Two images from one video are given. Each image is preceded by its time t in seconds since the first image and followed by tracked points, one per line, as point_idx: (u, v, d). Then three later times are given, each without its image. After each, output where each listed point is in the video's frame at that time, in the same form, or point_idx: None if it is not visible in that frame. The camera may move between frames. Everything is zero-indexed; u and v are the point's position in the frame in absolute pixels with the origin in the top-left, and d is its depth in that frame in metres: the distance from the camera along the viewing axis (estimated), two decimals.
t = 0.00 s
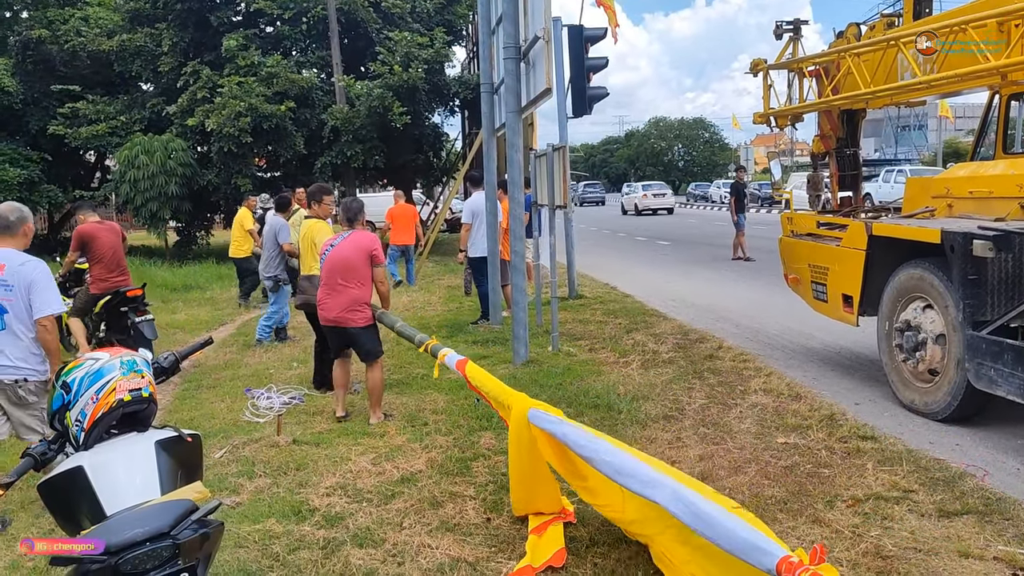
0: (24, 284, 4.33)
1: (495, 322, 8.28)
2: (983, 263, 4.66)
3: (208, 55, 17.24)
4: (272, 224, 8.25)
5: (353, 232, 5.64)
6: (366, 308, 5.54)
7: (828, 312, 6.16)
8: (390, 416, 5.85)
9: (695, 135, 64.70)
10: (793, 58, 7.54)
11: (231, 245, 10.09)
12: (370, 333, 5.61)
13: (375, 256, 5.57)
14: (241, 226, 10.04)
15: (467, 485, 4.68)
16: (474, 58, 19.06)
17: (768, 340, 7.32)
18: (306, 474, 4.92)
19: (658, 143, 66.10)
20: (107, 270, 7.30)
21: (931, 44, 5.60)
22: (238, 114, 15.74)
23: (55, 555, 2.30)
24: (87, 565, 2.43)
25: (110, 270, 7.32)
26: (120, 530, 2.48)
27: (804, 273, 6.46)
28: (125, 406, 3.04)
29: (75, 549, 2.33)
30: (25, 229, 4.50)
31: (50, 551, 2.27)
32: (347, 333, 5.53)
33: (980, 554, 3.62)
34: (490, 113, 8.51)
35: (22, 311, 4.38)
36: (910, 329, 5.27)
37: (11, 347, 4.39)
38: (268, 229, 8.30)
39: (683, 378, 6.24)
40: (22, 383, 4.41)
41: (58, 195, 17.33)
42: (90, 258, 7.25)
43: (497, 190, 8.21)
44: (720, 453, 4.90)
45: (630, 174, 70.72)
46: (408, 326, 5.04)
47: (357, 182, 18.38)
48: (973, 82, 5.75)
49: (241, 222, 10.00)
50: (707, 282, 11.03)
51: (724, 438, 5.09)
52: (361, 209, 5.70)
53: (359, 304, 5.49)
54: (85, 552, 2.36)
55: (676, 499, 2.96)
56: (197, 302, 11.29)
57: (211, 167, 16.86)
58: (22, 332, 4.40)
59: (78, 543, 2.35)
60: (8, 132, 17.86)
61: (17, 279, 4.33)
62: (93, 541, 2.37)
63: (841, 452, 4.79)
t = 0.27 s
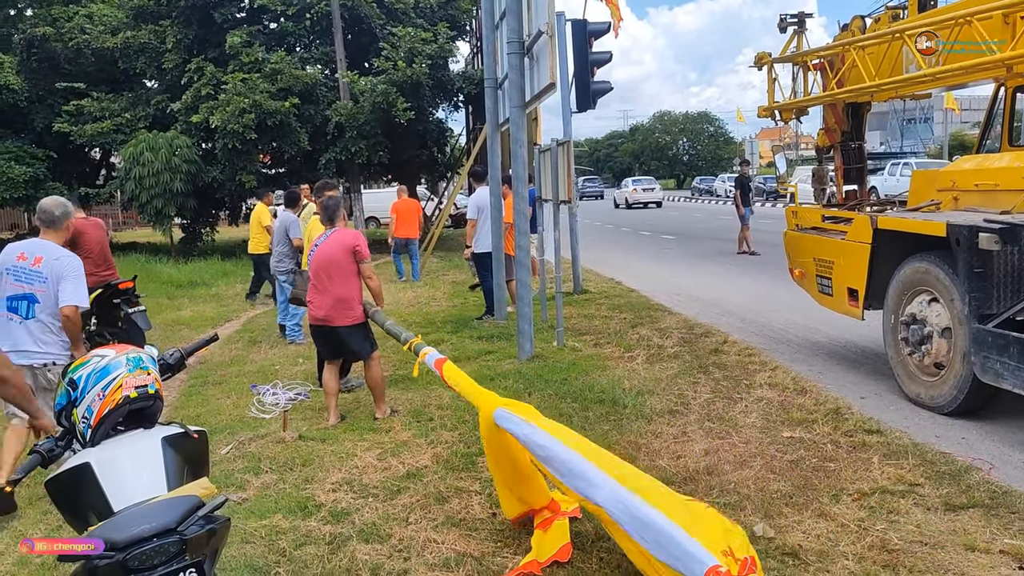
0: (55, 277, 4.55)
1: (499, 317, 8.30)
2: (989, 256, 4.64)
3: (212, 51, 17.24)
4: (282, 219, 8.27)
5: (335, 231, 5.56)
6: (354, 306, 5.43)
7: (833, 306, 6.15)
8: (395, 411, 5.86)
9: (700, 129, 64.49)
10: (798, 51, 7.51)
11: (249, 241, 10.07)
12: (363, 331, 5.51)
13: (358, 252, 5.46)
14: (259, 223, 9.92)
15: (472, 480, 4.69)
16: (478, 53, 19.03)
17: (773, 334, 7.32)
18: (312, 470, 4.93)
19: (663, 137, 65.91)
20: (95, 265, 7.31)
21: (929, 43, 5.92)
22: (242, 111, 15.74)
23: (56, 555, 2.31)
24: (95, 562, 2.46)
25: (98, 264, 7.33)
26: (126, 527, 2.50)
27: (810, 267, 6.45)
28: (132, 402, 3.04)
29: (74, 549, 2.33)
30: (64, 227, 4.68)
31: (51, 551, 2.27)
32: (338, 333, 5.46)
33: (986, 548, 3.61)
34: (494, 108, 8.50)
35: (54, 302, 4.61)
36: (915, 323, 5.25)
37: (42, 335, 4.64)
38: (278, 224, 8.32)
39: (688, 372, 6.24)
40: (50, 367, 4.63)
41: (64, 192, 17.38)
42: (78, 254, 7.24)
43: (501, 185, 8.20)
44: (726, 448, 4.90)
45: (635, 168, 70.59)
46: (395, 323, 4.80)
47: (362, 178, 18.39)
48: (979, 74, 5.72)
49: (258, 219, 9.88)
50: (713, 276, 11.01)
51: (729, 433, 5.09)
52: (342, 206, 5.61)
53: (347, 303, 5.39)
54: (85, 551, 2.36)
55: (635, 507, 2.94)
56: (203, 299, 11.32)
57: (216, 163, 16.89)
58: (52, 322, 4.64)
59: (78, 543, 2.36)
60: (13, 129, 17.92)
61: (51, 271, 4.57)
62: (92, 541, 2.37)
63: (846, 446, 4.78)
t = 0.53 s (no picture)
0: (82, 264, 4.74)
1: (505, 311, 8.32)
2: (995, 248, 4.64)
3: (216, 46, 17.23)
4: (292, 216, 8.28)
5: (334, 226, 5.56)
6: (351, 302, 5.42)
7: (839, 299, 6.15)
8: (401, 405, 5.87)
9: (705, 123, 64.32)
10: (803, 44, 7.50)
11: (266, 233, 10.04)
12: (359, 328, 5.49)
13: (356, 248, 5.46)
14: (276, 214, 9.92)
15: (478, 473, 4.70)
16: (482, 47, 18.99)
17: (779, 327, 7.32)
18: (319, 463, 4.95)
19: (668, 131, 65.76)
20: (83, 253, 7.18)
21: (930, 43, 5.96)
22: (247, 106, 15.76)
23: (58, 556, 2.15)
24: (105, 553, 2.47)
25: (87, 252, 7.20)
26: (137, 519, 2.52)
27: (815, 260, 6.44)
28: (140, 395, 3.06)
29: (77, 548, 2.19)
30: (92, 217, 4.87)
31: (51, 551, 2.11)
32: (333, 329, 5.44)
33: (993, 541, 3.62)
34: (499, 102, 8.50)
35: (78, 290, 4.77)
36: (922, 315, 5.25)
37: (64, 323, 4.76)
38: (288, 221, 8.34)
39: (694, 366, 6.24)
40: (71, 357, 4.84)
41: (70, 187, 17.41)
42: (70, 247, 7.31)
43: (506, 179, 8.20)
44: (732, 441, 4.91)
45: (640, 163, 70.49)
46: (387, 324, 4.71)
47: (366, 173, 18.41)
48: (986, 66, 5.71)
49: (275, 210, 9.89)
50: (718, 270, 11.00)
51: (735, 426, 5.10)
52: (342, 200, 5.61)
53: (343, 298, 5.38)
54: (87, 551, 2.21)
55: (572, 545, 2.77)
56: (209, 294, 11.34)
57: (221, 158, 16.91)
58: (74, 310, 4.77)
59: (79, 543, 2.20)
60: (19, 125, 17.95)
61: (77, 260, 4.76)
62: (93, 542, 2.23)
63: (853, 439, 4.78)
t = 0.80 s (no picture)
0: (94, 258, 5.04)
1: (510, 304, 8.32)
2: (1002, 241, 4.63)
3: (222, 39, 17.23)
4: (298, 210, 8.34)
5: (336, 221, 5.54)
6: (350, 301, 5.42)
7: (845, 292, 6.13)
8: (407, 398, 5.88)
9: (710, 117, 64.12)
10: (809, 36, 7.46)
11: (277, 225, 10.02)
12: (360, 327, 5.50)
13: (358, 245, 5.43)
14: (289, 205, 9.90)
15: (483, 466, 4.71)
16: (488, 40, 18.94)
17: (784, 320, 7.31)
18: (325, 456, 4.96)
19: (673, 124, 65.59)
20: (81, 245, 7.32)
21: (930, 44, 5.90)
22: (252, 99, 15.76)
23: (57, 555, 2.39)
24: (114, 544, 2.50)
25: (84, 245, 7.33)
26: (145, 510, 2.54)
27: (821, 253, 6.43)
28: (147, 387, 3.05)
29: (76, 549, 2.42)
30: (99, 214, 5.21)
31: (51, 550, 2.37)
32: (333, 327, 5.46)
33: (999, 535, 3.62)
34: (504, 95, 8.48)
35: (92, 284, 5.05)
36: (927, 309, 5.25)
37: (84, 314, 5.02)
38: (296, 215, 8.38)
39: (699, 359, 6.24)
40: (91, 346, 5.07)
41: (76, 180, 17.41)
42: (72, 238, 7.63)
43: (511, 173, 8.19)
44: (737, 434, 4.91)
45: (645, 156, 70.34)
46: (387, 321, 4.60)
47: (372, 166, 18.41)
48: (994, 58, 5.68)
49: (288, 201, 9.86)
50: (724, 263, 10.98)
51: (741, 419, 5.10)
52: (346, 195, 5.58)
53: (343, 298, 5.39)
54: (86, 551, 2.44)
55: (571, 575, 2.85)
56: (215, 287, 11.37)
57: (226, 152, 16.92)
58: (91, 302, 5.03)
59: (80, 543, 2.44)
60: (25, 118, 17.99)
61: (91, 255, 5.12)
62: (94, 541, 2.46)
63: (858, 433, 4.78)
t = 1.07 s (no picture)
0: (112, 236, 5.19)
1: (515, 297, 8.32)
2: (1011, 234, 4.60)
3: (227, 30, 17.20)
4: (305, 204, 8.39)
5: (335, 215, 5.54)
6: (349, 294, 5.38)
7: (852, 285, 6.12)
8: (413, 390, 5.88)
9: (716, 108, 63.85)
10: (818, 27, 7.42)
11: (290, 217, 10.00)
12: (359, 321, 5.45)
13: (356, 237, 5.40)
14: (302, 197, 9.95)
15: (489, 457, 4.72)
16: (494, 31, 18.87)
17: (790, 313, 7.29)
18: (331, 447, 4.97)
19: (680, 116, 65.36)
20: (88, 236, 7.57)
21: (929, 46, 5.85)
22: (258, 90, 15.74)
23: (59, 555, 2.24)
24: (121, 534, 2.51)
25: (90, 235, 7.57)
26: (152, 501, 2.54)
27: (829, 246, 6.40)
28: (154, 378, 3.06)
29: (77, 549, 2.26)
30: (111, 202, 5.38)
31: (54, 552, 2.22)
32: (333, 322, 5.43)
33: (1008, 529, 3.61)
34: (510, 87, 8.45)
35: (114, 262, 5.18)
36: (935, 302, 5.22)
37: (108, 291, 5.14)
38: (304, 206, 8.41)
39: (706, 351, 6.23)
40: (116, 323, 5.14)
41: (82, 171, 17.43)
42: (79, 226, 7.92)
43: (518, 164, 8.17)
44: (743, 426, 4.91)
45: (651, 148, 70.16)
46: (388, 312, 4.56)
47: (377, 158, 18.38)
48: (1005, 50, 5.63)
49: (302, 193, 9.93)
50: (730, 255, 10.94)
51: (747, 411, 5.09)
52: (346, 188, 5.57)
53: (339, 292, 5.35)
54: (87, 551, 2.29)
55: (536, 554, 2.76)
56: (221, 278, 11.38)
57: (232, 143, 16.91)
58: (113, 280, 5.16)
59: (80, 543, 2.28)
60: (31, 109, 18.00)
61: (105, 236, 5.20)
62: (95, 542, 2.29)
63: (865, 426, 4.77)
